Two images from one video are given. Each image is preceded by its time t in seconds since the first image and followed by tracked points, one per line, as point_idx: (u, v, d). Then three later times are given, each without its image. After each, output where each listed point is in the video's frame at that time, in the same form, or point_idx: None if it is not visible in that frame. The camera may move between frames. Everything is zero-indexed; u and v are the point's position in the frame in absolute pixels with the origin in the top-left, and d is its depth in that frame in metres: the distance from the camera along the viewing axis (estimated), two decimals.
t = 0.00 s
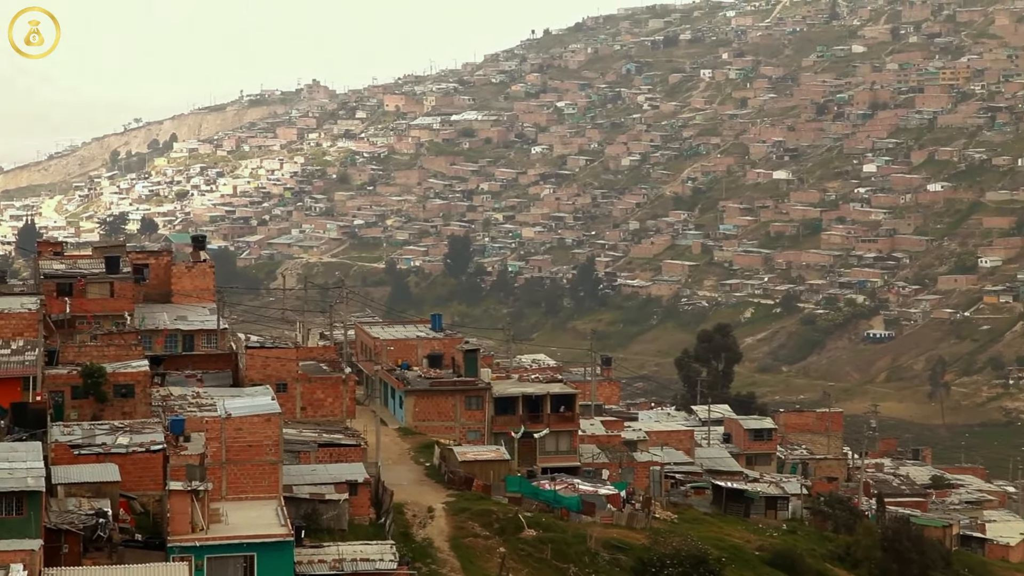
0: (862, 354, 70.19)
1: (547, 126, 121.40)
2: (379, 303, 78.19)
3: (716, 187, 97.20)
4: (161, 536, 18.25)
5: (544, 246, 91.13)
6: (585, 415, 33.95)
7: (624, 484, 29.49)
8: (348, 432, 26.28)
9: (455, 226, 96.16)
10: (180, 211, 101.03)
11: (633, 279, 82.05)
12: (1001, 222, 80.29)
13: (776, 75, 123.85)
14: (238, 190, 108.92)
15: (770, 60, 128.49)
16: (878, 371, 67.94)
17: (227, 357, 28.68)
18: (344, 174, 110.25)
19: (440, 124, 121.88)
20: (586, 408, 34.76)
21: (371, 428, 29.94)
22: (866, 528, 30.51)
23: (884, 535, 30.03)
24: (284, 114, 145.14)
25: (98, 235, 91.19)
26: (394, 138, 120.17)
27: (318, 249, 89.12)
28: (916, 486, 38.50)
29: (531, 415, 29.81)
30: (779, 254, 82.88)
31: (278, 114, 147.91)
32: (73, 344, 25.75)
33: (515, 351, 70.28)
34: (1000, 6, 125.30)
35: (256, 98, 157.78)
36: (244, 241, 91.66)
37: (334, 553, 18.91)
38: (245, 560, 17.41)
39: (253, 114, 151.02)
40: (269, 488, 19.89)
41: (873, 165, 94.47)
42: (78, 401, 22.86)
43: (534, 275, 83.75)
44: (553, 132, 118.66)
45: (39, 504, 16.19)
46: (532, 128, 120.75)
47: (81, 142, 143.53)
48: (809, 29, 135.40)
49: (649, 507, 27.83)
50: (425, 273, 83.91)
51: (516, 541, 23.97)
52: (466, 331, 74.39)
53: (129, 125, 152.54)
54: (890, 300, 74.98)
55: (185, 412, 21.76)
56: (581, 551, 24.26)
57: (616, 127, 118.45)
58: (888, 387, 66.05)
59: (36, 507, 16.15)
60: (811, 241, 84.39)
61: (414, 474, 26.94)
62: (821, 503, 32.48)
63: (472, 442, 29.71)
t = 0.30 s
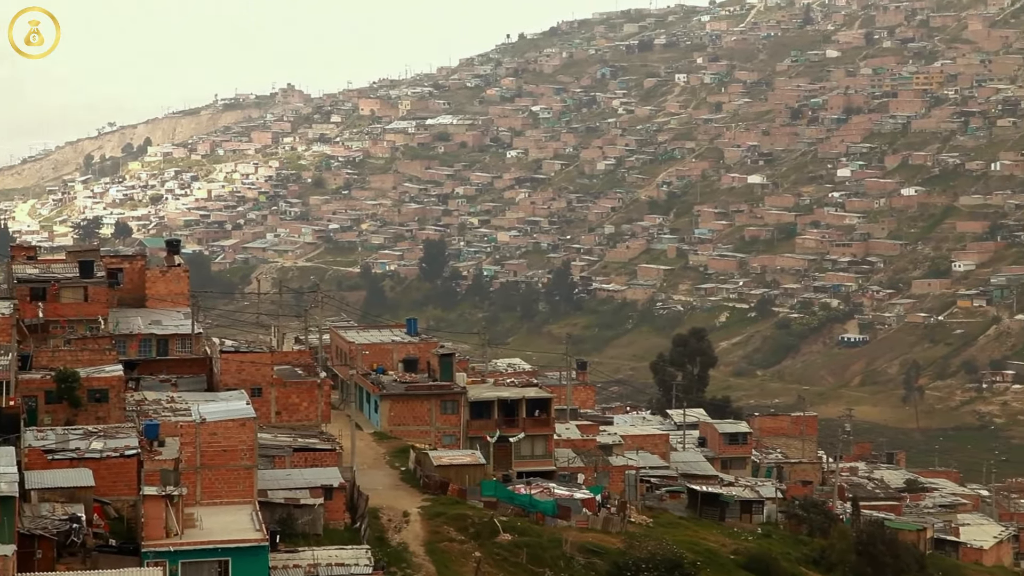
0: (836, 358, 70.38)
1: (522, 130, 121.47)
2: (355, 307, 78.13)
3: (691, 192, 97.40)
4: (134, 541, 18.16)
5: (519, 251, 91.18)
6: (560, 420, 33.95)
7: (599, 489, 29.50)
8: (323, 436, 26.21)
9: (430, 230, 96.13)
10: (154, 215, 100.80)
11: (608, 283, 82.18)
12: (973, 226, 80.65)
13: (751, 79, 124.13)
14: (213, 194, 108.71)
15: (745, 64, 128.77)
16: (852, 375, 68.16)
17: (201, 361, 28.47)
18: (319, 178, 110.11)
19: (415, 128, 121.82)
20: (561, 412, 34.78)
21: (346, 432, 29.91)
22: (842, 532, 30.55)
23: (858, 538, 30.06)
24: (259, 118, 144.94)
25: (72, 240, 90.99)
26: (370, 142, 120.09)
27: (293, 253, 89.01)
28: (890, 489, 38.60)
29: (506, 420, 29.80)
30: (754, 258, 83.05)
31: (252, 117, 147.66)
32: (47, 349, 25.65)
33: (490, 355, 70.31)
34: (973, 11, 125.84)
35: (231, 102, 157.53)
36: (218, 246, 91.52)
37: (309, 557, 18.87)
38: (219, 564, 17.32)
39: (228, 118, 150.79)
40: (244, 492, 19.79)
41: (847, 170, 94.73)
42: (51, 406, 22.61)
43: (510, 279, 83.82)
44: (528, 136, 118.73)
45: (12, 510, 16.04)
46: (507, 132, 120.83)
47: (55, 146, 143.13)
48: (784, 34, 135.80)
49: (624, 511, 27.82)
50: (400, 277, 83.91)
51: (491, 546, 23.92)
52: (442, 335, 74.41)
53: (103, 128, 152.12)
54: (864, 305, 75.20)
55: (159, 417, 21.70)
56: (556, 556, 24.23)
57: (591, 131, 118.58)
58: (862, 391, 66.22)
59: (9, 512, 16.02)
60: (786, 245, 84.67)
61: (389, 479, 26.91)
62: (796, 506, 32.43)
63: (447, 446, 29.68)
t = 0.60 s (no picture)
0: (812, 361, 70.55)
1: (499, 134, 121.45)
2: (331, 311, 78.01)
3: (668, 196, 97.53)
4: (110, 546, 17.99)
5: (497, 255, 91.19)
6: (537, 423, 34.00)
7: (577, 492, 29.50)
8: (300, 440, 26.16)
9: (407, 234, 96.04)
10: (130, 219, 100.47)
11: (586, 287, 82.26)
12: (949, 230, 80.94)
13: (727, 84, 124.27)
14: (189, 198, 108.40)
15: (721, 68, 128.92)
16: (829, 378, 68.31)
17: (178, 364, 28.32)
18: (296, 182, 109.90)
19: (392, 132, 121.68)
20: (538, 416, 34.81)
21: (323, 436, 29.83)
22: (818, 534, 30.65)
23: (835, 541, 30.14)
24: (235, 122, 144.59)
25: (47, 244, 90.71)
26: (346, 146, 119.92)
27: (270, 257, 88.86)
28: (867, 493, 38.72)
29: (484, 424, 29.78)
30: (731, 261, 83.21)
31: (228, 121, 147.32)
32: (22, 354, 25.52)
33: (467, 359, 70.29)
34: (948, 16, 126.32)
35: (207, 105, 157.15)
36: (195, 249, 91.33)
37: (285, 562, 18.83)
38: (197, 568, 17.29)
39: (204, 122, 150.42)
40: (220, 497, 19.79)
41: (824, 173, 94.92)
42: (27, 410, 22.51)
43: (487, 283, 83.83)
44: (505, 140, 118.72)
45: None
46: (484, 136, 120.80)
47: (30, 150, 142.59)
48: (760, 38, 136.06)
49: (601, 515, 27.84)
50: (377, 281, 83.84)
51: (469, 550, 23.94)
52: (419, 339, 74.37)
53: (78, 132, 151.56)
54: (840, 308, 75.39)
55: (135, 421, 21.61)
56: (533, 560, 24.25)
57: (568, 135, 118.61)
58: (839, 395, 66.40)
59: None
60: (763, 249, 84.86)
61: (367, 483, 26.86)
62: (773, 509, 32.50)
63: (424, 450, 29.57)
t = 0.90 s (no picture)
0: (789, 365, 70.71)
1: (477, 138, 121.44)
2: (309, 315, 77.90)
3: (646, 200, 97.64)
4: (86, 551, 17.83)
5: (474, 258, 91.19)
6: (515, 427, 33.99)
7: (554, 496, 29.53)
8: (277, 445, 26.09)
9: (384, 238, 95.93)
10: (106, 223, 100.14)
11: (563, 291, 82.31)
12: (925, 234, 81.23)
13: (704, 88, 124.45)
14: (166, 202, 108.10)
15: (698, 73, 129.11)
16: (806, 382, 68.44)
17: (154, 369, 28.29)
18: (273, 186, 109.67)
19: (369, 136, 121.57)
20: (515, 419, 34.80)
21: (300, 440, 29.76)
22: (795, 538, 30.68)
23: (812, 545, 30.17)
24: (212, 125, 144.29)
25: (23, 248, 90.44)
26: (324, 150, 119.74)
27: (247, 261, 88.67)
28: (843, 496, 38.80)
29: (461, 427, 29.78)
30: (708, 266, 83.33)
31: (206, 125, 146.99)
32: None
33: (444, 363, 70.25)
34: (924, 20, 126.73)
35: (183, 109, 156.79)
36: (172, 253, 91.13)
37: (262, 566, 18.80)
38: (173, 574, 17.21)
39: (181, 125, 150.09)
40: (197, 501, 19.71)
41: (801, 178, 95.11)
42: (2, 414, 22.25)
43: (464, 287, 83.83)
44: (482, 144, 118.72)
45: None
46: (462, 140, 120.75)
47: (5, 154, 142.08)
48: (737, 42, 136.39)
49: (579, 519, 27.82)
50: (354, 285, 83.78)
51: (446, 554, 23.90)
52: (396, 343, 74.33)
53: (54, 137, 151.03)
54: (817, 312, 75.60)
55: (111, 426, 21.53)
56: (511, 563, 24.21)
57: (545, 139, 118.67)
58: (815, 398, 66.54)
59: None
60: (740, 253, 85.03)
61: (344, 487, 26.82)
62: (750, 513, 32.54)
63: (402, 454, 29.58)
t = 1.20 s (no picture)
0: (766, 370, 70.86)
1: (455, 144, 121.48)
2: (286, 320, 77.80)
3: (623, 206, 97.78)
4: (65, 560, 16.93)
5: (452, 264, 91.21)
6: (492, 433, 33.97)
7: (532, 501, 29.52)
8: (254, 451, 26.01)
9: (362, 243, 95.86)
10: (82, 228, 99.89)
11: (541, 296, 82.38)
12: (901, 240, 81.54)
13: (681, 93, 124.68)
14: (143, 207, 107.87)
15: (676, 78, 129.33)
16: (783, 388, 68.58)
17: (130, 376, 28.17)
18: (251, 192, 109.46)
19: (347, 141, 121.50)
20: (492, 425, 34.77)
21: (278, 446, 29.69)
22: (772, 543, 30.74)
23: (788, 551, 30.24)
24: (189, 131, 144.07)
25: None
26: (301, 156, 119.62)
27: (224, 267, 88.55)
28: (820, 502, 38.88)
29: (438, 433, 29.74)
30: (685, 271, 83.47)
31: (182, 130, 146.70)
32: None
33: (421, 368, 70.24)
34: (900, 27, 127.34)
35: (161, 115, 156.50)
36: (149, 259, 90.94)
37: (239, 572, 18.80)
38: None
39: (158, 131, 149.81)
40: (174, 507, 19.72)
41: (778, 183, 95.35)
42: None
43: (442, 292, 83.83)
44: (460, 149, 118.76)
45: None
46: (439, 146, 120.76)
47: None
48: (715, 48, 136.76)
49: (557, 524, 27.79)
50: (331, 290, 83.74)
51: (424, 560, 23.86)
52: (373, 348, 74.27)
53: (30, 142, 150.62)
54: (794, 317, 75.81)
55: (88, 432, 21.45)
56: (489, 569, 24.18)
57: (523, 145, 118.75)
58: (792, 403, 66.69)
59: None
60: (717, 259, 85.22)
61: (322, 493, 26.76)
62: (727, 518, 32.58)
63: (379, 460, 29.51)
